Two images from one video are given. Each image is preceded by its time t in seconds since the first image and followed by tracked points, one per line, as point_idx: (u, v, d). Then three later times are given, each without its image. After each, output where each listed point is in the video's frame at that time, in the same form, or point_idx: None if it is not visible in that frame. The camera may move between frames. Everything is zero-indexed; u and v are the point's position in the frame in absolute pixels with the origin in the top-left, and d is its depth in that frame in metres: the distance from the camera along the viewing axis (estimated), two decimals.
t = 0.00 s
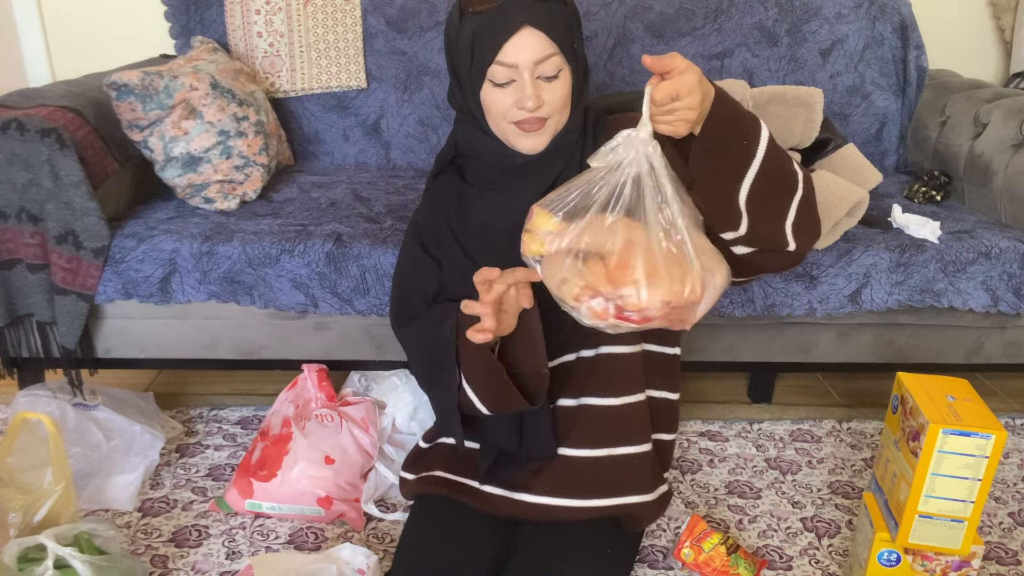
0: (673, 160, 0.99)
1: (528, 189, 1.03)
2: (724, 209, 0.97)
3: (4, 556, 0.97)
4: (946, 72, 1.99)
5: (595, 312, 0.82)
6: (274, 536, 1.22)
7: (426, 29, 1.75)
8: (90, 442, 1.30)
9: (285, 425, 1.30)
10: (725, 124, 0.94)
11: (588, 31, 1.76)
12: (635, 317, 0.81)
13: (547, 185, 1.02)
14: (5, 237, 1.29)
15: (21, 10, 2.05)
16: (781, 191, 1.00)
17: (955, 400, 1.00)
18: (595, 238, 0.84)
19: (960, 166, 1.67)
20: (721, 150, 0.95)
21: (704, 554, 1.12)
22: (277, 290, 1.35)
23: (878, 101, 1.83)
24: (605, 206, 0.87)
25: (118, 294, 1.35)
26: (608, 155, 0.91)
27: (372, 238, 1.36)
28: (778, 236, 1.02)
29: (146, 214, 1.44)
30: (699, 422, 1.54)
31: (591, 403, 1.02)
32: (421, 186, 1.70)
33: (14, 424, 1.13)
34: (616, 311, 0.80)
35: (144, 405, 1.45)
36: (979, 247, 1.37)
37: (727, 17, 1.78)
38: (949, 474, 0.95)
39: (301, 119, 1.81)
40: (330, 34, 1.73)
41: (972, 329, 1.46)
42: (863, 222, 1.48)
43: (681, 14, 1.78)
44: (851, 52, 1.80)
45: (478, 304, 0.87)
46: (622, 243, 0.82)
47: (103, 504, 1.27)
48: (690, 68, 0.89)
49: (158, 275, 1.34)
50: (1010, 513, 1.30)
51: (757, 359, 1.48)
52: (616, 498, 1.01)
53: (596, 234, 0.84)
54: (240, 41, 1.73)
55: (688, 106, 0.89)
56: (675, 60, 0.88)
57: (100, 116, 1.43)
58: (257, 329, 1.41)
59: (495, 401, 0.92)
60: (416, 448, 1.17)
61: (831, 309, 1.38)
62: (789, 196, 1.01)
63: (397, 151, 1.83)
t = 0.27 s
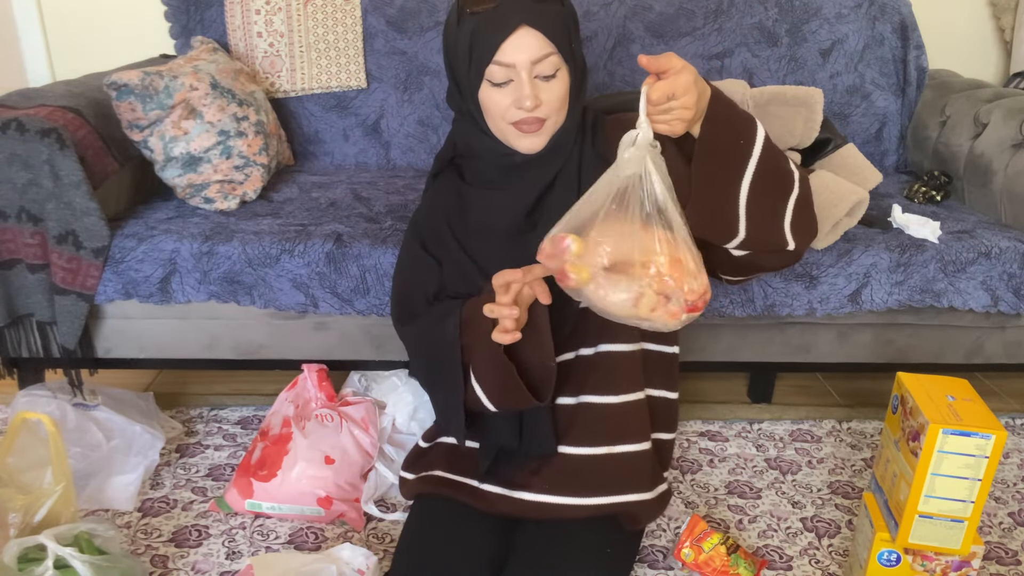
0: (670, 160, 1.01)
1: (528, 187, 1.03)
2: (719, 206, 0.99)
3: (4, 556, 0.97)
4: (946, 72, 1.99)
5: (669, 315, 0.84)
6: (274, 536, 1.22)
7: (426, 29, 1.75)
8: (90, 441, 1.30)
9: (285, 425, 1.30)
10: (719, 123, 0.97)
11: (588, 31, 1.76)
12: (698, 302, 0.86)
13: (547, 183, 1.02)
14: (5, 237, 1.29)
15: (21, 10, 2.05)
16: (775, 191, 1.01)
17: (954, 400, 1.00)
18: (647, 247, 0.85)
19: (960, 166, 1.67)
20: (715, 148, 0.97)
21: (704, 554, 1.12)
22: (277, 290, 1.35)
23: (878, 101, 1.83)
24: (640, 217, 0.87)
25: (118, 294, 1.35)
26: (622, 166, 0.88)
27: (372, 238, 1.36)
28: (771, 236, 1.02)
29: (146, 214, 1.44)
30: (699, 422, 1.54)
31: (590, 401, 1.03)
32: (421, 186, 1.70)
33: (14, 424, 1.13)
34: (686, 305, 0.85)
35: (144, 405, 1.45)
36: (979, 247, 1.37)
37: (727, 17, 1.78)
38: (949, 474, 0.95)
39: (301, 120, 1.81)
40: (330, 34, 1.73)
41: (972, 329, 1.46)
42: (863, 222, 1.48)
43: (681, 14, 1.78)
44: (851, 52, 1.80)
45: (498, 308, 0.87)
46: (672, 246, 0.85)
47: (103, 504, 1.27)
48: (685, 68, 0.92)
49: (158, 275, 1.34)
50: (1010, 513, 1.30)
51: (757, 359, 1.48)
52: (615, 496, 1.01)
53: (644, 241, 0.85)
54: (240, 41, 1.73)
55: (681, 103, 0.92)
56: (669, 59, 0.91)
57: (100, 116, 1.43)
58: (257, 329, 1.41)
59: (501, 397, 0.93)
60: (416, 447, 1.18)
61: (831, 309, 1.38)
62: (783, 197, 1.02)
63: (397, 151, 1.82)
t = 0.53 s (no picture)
0: (666, 164, 1.01)
1: (526, 185, 1.03)
2: (715, 209, 0.98)
3: (4, 556, 0.97)
4: (946, 72, 1.99)
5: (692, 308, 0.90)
6: (275, 536, 1.22)
7: (426, 29, 1.75)
8: (90, 441, 1.30)
9: (285, 425, 1.30)
10: (714, 126, 0.97)
11: (588, 31, 1.76)
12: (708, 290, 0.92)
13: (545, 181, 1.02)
14: (5, 236, 1.29)
15: (21, 10, 2.06)
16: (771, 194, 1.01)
17: (954, 400, 1.00)
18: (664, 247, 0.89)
19: (960, 166, 1.67)
20: (710, 151, 0.97)
21: (704, 554, 1.12)
22: (277, 290, 1.35)
23: (878, 101, 1.83)
24: (654, 221, 0.90)
25: (118, 294, 1.35)
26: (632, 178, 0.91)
27: (372, 238, 1.36)
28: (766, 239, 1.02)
29: (146, 214, 1.44)
30: (699, 422, 1.54)
31: (588, 401, 1.03)
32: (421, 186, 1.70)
33: (14, 424, 1.13)
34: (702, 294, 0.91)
35: (144, 405, 1.45)
36: (979, 247, 1.37)
37: (727, 17, 1.78)
38: (949, 474, 0.95)
39: (301, 120, 1.81)
40: (330, 34, 1.73)
41: (972, 329, 1.46)
42: (863, 222, 1.48)
43: (681, 14, 1.78)
44: (851, 52, 1.80)
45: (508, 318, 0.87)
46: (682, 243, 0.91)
47: (103, 504, 1.27)
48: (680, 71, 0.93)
49: (158, 275, 1.34)
50: (1010, 513, 1.30)
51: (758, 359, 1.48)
52: (615, 496, 1.01)
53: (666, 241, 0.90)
54: (240, 41, 1.73)
55: (676, 106, 0.92)
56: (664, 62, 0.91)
57: (100, 116, 1.43)
58: (257, 329, 1.41)
59: (505, 405, 0.93)
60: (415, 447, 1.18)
61: (831, 309, 1.38)
62: (779, 200, 1.01)
63: (397, 151, 1.82)
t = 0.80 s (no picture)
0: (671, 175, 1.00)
1: (524, 187, 1.02)
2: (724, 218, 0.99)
3: (4, 556, 0.97)
4: (946, 72, 1.99)
5: (681, 319, 0.91)
6: (274, 536, 1.22)
7: (426, 29, 1.76)
8: (90, 441, 1.30)
9: (285, 425, 1.30)
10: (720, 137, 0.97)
11: (589, 31, 1.76)
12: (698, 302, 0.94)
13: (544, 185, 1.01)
14: (5, 237, 1.29)
15: (22, 10, 2.06)
16: (775, 201, 1.02)
17: (955, 400, 1.00)
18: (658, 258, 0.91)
19: (960, 166, 1.67)
20: (718, 162, 0.97)
21: (704, 554, 1.12)
22: (277, 290, 1.35)
23: (878, 101, 1.83)
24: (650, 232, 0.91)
25: (118, 294, 1.35)
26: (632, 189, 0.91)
27: (372, 238, 1.36)
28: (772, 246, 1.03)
29: (146, 214, 1.44)
30: (699, 422, 1.54)
31: (588, 403, 1.02)
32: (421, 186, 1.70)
33: (14, 424, 1.13)
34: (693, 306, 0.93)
35: (144, 405, 1.45)
36: (979, 247, 1.37)
37: (727, 17, 1.78)
38: (949, 474, 0.95)
39: (302, 120, 1.81)
40: (330, 34, 1.73)
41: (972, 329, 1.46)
42: (863, 222, 1.48)
43: (681, 14, 1.78)
44: (851, 52, 1.80)
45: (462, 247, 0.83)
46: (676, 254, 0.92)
47: (103, 504, 1.27)
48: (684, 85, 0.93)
49: (158, 275, 1.34)
50: (1010, 513, 1.30)
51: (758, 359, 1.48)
52: (616, 499, 1.01)
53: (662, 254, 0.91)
54: (240, 42, 1.73)
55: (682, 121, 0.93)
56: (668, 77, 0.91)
57: (100, 116, 1.43)
58: (257, 329, 1.41)
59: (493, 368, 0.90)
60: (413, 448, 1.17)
61: (831, 309, 1.38)
62: (783, 206, 1.03)
63: (397, 151, 1.83)
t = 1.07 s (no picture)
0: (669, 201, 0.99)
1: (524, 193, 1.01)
2: (723, 245, 1.00)
3: (4, 556, 0.97)
4: (946, 72, 1.99)
5: (677, 347, 0.88)
6: (274, 536, 1.22)
7: (426, 29, 1.76)
8: (90, 441, 1.30)
9: (285, 425, 1.30)
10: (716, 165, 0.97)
11: (589, 31, 1.76)
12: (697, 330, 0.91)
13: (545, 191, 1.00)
14: (5, 237, 1.29)
15: (21, 11, 2.05)
16: (773, 225, 1.02)
17: (955, 400, 1.00)
18: (652, 285, 0.88)
19: (960, 166, 1.67)
20: (714, 190, 0.97)
21: (704, 554, 1.12)
22: (277, 290, 1.35)
23: (878, 101, 1.83)
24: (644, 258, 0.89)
25: (118, 294, 1.35)
26: (627, 214, 0.89)
27: (372, 238, 1.36)
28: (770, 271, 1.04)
29: (146, 214, 1.44)
30: (699, 422, 1.54)
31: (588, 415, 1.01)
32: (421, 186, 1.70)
33: (14, 424, 1.13)
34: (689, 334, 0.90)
35: (144, 405, 1.45)
36: (979, 247, 1.37)
37: (727, 17, 1.78)
38: (949, 474, 0.95)
39: (301, 119, 1.81)
40: (330, 34, 1.73)
41: (972, 329, 1.46)
42: (863, 222, 1.48)
43: (681, 14, 1.78)
44: (851, 52, 1.80)
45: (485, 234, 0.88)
46: (672, 281, 0.90)
47: (103, 504, 1.27)
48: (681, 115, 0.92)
49: (158, 275, 1.34)
50: (1010, 513, 1.30)
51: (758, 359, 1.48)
52: (613, 509, 1.02)
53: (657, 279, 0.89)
54: (240, 41, 1.73)
55: (679, 152, 0.92)
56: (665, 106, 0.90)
57: (100, 116, 1.43)
58: (257, 329, 1.41)
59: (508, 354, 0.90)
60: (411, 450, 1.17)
61: (831, 309, 1.38)
62: (781, 229, 1.03)
63: (397, 151, 1.83)
